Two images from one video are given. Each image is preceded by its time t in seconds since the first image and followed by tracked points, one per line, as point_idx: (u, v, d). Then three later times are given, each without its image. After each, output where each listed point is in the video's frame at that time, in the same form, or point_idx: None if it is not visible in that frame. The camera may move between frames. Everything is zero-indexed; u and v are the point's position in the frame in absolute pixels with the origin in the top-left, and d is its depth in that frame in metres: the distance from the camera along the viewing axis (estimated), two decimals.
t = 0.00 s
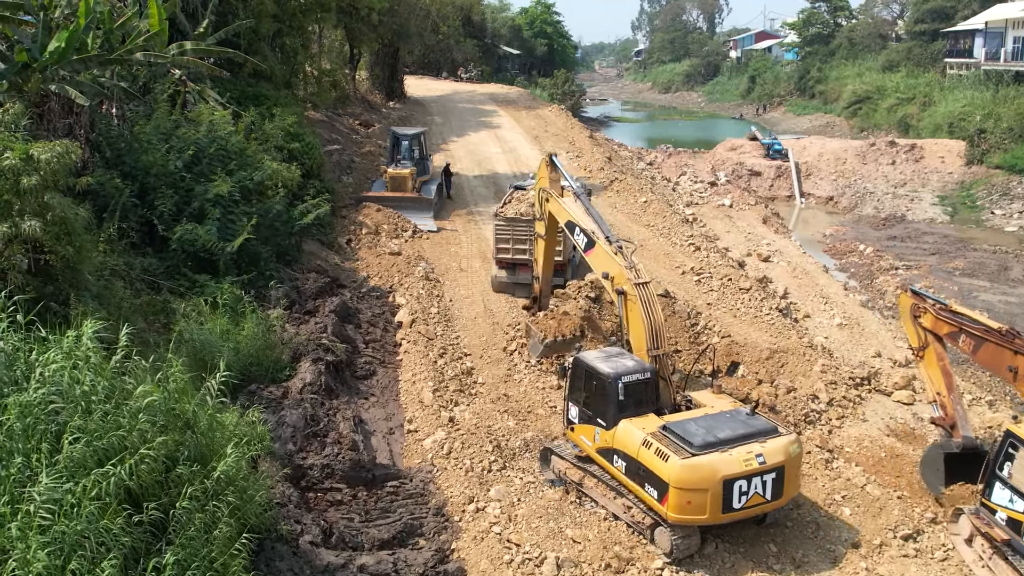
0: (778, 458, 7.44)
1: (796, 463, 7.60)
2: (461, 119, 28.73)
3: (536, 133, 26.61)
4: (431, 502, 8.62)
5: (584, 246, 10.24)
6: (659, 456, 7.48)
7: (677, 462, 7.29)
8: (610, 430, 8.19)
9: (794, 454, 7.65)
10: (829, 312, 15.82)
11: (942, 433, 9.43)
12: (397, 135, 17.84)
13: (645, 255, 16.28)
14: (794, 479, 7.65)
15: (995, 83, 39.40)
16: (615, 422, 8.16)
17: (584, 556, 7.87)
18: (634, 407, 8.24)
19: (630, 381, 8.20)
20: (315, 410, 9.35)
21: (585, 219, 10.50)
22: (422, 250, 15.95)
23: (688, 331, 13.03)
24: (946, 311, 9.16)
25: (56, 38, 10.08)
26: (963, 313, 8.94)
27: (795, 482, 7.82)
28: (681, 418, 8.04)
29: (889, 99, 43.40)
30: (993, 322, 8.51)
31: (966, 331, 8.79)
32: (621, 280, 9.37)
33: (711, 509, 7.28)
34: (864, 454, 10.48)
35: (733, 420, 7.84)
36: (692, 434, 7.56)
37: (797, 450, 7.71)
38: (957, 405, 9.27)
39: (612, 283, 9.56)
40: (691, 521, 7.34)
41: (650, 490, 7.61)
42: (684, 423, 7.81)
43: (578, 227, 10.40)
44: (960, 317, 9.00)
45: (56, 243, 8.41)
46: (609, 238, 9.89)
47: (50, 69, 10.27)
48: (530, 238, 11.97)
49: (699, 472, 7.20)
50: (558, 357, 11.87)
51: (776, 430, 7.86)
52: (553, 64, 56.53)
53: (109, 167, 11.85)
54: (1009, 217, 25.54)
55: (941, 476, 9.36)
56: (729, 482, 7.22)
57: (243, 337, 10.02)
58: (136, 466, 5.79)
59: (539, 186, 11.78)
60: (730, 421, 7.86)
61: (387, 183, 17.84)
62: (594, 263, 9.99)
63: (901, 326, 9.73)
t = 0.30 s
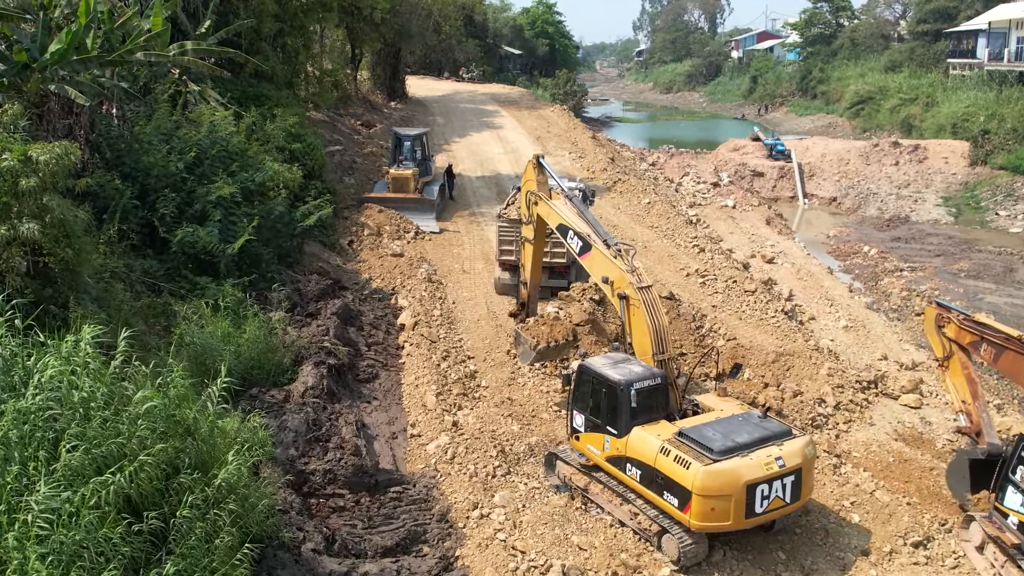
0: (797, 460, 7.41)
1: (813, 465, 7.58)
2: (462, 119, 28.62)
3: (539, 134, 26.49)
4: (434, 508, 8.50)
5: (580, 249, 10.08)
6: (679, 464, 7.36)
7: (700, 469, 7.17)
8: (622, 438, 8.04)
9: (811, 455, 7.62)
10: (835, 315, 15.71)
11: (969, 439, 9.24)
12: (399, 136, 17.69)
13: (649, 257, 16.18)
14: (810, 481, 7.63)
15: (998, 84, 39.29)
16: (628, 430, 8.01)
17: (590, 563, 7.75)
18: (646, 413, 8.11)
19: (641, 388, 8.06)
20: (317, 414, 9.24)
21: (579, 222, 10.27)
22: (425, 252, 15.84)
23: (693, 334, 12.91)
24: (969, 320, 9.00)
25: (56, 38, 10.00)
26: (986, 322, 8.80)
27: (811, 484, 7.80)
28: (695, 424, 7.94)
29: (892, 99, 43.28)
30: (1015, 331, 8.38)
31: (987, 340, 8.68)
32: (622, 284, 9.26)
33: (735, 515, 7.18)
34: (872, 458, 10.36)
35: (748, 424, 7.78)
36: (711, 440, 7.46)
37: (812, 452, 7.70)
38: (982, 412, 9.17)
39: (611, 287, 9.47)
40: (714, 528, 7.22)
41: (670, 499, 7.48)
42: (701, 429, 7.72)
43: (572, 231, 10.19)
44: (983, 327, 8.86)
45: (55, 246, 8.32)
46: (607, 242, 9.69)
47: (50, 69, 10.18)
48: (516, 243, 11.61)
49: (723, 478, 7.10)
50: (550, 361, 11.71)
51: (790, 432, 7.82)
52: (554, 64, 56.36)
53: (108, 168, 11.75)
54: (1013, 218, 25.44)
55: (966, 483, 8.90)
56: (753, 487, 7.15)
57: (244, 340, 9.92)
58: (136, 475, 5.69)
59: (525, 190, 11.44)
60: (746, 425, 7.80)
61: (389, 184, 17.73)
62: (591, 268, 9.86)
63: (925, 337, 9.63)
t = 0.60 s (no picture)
0: (815, 461, 7.39)
1: (828, 465, 7.57)
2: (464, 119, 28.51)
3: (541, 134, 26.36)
4: (437, 514, 8.37)
5: (573, 253, 9.69)
6: (702, 471, 7.21)
7: (724, 475, 7.05)
8: (635, 446, 7.86)
9: (825, 455, 7.62)
10: (840, 316, 15.58)
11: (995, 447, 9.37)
12: (401, 136, 17.54)
13: (653, 258, 16.07)
14: (826, 481, 7.63)
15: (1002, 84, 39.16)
16: (642, 437, 7.84)
17: (596, 571, 7.62)
18: (658, 420, 7.94)
19: (654, 394, 7.88)
20: (318, 418, 9.11)
21: (569, 224, 9.87)
22: (427, 253, 15.73)
23: (698, 336, 12.79)
24: (999, 331, 8.88)
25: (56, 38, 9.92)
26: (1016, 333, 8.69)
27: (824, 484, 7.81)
28: (709, 428, 7.82)
29: (895, 99, 43.14)
30: None
31: (1015, 350, 8.58)
32: (622, 288, 8.97)
33: (759, 519, 7.09)
34: (880, 463, 10.23)
35: (762, 426, 7.72)
36: (731, 445, 7.35)
37: (826, 451, 7.70)
38: (1010, 421, 9.27)
39: (610, 291, 9.17)
40: (739, 535, 7.12)
41: (691, 506, 7.34)
42: (717, 434, 7.60)
43: (565, 234, 9.78)
44: (1012, 337, 8.75)
45: (52, 248, 8.22)
46: (603, 245, 9.35)
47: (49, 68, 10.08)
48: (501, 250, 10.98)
49: (748, 483, 7.00)
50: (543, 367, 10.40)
51: (803, 432, 7.79)
52: (556, 65, 56.21)
53: (108, 169, 11.64)
54: (1018, 219, 25.33)
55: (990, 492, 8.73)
56: (777, 490, 7.08)
57: (245, 343, 9.80)
58: (135, 482, 5.58)
59: (508, 195, 10.94)
60: (760, 427, 7.72)
61: (391, 185, 17.61)
62: (587, 272, 9.51)
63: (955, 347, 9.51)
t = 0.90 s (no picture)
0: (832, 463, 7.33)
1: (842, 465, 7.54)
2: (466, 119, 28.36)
3: (543, 134, 26.20)
4: (439, 522, 8.23)
5: (567, 259, 9.37)
6: (724, 478, 7.08)
7: (748, 482, 6.93)
8: (649, 456, 7.68)
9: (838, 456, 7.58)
10: (845, 319, 15.43)
11: None
12: (402, 136, 17.45)
13: (657, 261, 15.93)
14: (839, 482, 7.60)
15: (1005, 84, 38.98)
16: (656, 447, 7.67)
17: None
18: (671, 428, 7.78)
19: (666, 403, 7.71)
20: (318, 424, 8.97)
21: (561, 229, 9.55)
22: (428, 255, 15.59)
23: (703, 340, 12.65)
24: None
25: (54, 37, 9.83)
26: None
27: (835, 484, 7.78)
28: (723, 434, 7.68)
29: (898, 100, 42.99)
30: None
31: None
32: (622, 293, 8.77)
33: (784, 525, 7.00)
34: (888, 468, 10.08)
35: (776, 429, 7.62)
36: (750, 450, 7.21)
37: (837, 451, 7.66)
38: None
39: (609, 298, 8.94)
40: (763, 542, 7.01)
41: (712, 515, 7.21)
42: (732, 439, 7.46)
43: (556, 240, 9.44)
44: None
45: (48, 251, 8.09)
46: (600, 250, 9.09)
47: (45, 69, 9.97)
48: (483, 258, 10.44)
49: (773, 489, 6.89)
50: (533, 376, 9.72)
51: (814, 433, 7.73)
52: (557, 65, 56.05)
53: (106, 170, 11.51)
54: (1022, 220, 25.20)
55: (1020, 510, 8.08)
56: (800, 495, 6.99)
57: (245, 347, 9.67)
58: (131, 493, 5.46)
59: (492, 202, 10.46)
60: (774, 430, 7.62)
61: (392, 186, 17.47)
62: (582, 278, 9.22)
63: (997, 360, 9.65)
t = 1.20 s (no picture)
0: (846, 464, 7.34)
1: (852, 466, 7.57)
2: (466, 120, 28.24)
3: (543, 134, 26.05)
4: (440, 531, 8.09)
5: (558, 267, 9.12)
6: (748, 487, 6.96)
7: (773, 489, 6.84)
8: (664, 467, 7.50)
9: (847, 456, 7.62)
10: (849, 323, 15.30)
11: None
12: (403, 139, 17.41)
13: (659, 263, 15.80)
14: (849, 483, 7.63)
15: (1008, 85, 38.84)
16: (671, 457, 7.51)
17: None
18: (684, 438, 7.64)
19: (680, 411, 7.57)
20: (317, 430, 8.82)
21: (550, 236, 9.27)
22: (428, 258, 15.46)
23: (707, 344, 12.49)
24: None
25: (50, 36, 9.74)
26: None
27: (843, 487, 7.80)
28: (736, 440, 7.58)
29: (899, 100, 42.84)
30: None
31: None
32: (621, 301, 8.64)
33: (807, 530, 6.97)
34: (895, 475, 9.94)
35: (787, 432, 7.58)
36: (769, 456, 7.12)
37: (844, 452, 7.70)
38: None
39: (608, 305, 8.79)
40: (787, 549, 6.95)
41: (734, 524, 7.07)
42: (748, 445, 7.36)
43: (547, 247, 9.16)
44: None
45: (43, 255, 7.95)
46: (595, 258, 8.89)
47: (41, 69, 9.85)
48: (466, 268, 10.15)
49: (797, 495, 6.84)
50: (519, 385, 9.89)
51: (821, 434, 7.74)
52: (558, 65, 55.93)
53: (103, 172, 11.39)
54: None
55: None
56: (822, 499, 6.97)
57: (243, 351, 9.53)
58: (125, 506, 5.32)
59: (472, 211, 10.08)
60: (785, 433, 7.58)
61: (392, 187, 17.34)
62: (577, 286, 9.03)
63: None
